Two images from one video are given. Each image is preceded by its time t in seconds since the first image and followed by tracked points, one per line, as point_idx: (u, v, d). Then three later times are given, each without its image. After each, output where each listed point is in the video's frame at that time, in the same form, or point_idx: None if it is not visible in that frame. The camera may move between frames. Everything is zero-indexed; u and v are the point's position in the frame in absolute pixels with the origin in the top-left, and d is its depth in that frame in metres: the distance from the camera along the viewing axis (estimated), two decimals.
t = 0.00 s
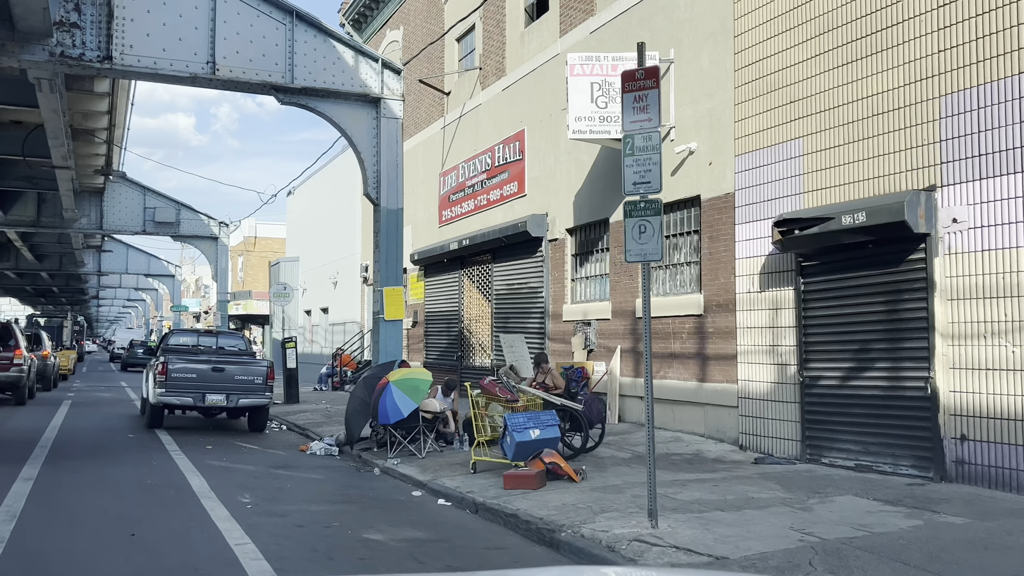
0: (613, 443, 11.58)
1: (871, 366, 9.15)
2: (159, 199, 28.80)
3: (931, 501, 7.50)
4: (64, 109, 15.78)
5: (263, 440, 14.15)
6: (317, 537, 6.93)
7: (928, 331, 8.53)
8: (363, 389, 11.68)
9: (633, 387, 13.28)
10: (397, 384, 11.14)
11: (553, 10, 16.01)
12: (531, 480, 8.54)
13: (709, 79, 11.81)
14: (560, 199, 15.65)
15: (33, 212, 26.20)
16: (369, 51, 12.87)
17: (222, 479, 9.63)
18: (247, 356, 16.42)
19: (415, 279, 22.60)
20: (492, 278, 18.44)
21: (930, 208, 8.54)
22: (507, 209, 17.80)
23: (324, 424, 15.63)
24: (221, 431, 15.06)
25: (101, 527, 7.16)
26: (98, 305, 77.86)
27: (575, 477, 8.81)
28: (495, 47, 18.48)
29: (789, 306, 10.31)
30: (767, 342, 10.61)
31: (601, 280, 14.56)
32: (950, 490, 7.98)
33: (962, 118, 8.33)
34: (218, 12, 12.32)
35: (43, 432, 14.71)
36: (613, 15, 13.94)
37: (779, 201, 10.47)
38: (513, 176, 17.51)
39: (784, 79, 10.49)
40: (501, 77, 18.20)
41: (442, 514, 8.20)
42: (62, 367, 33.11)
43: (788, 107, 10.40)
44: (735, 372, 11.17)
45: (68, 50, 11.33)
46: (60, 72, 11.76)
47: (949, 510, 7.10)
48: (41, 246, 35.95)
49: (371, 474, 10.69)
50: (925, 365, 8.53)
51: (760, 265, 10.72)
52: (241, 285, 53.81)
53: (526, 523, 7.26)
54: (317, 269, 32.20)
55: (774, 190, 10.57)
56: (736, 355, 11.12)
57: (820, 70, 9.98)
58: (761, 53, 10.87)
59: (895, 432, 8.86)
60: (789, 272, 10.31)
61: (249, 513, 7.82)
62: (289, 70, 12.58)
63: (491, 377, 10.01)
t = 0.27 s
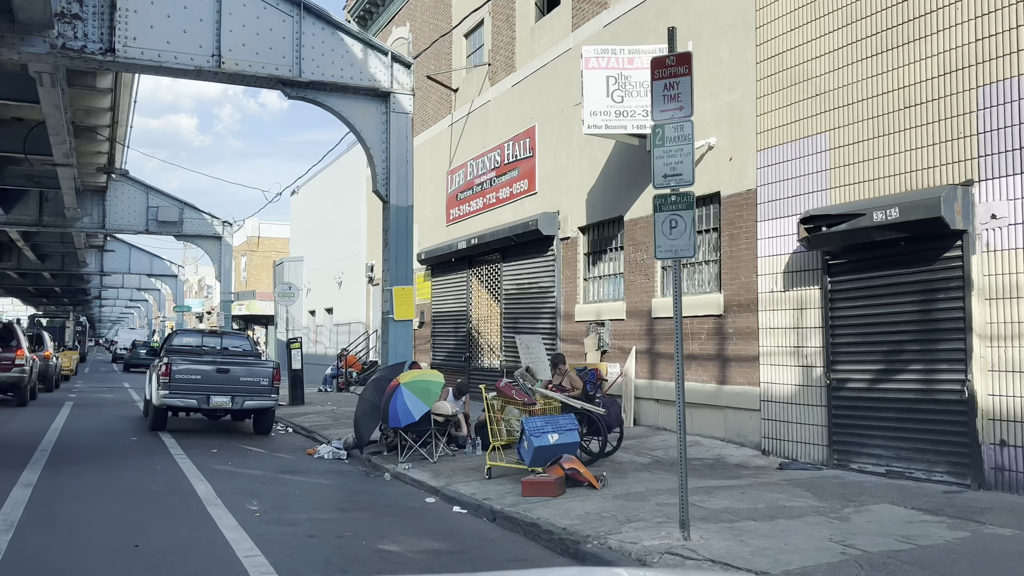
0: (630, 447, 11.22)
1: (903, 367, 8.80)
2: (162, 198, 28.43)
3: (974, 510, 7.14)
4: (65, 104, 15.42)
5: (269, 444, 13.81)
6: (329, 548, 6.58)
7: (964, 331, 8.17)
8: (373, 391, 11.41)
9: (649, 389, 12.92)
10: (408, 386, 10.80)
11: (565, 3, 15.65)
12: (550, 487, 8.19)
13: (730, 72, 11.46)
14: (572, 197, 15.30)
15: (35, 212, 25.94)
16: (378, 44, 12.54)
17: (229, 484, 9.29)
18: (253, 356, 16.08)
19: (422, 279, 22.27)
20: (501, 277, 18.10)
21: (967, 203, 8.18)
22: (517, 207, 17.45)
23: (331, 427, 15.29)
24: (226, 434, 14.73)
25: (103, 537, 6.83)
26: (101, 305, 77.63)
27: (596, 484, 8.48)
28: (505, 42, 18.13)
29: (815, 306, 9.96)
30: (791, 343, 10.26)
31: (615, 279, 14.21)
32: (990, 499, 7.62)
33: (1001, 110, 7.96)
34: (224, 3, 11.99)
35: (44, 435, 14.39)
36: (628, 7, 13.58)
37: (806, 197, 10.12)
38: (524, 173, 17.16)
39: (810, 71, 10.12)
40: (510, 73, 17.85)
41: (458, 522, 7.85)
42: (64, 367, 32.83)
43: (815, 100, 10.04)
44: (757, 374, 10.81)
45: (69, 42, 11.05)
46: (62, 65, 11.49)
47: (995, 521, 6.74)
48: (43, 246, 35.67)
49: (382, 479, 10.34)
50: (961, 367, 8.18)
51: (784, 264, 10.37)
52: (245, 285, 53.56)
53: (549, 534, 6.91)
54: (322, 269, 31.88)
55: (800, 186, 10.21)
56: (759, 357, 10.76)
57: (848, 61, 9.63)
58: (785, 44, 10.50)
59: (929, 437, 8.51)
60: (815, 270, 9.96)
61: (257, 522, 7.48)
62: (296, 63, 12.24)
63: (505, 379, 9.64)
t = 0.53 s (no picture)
0: (647, 451, 10.92)
1: (934, 369, 8.49)
2: (165, 197, 28.10)
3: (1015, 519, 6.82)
4: (66, 100, 15.07)
5: (274, 446, 13.52)
6: (342, 558, 6.29)
7: (999, 332, 7.87)
8: (382, 393, 11.09)
9: (664, 391, 12.61)
10: (418, 387, 10.52)
11: None
12: (568, 493, 7.90)
13: (748, 64, 11.15)
14: (584, 194, 14.99)
15: (36, 211, 25.70)
16: (387, 37, 12.25)
17: (236, 490, 9.00)
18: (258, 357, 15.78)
19: (428, 278, 21.99)
20: (510, 277, 17.79)
21: (1002, 198, 7.88)
22: (526, 205, 17.14)
23: (338, 429, 14.99)
24: (230, 436, 14.43)
25: (105, 547, 6.53)
26: (104, 305, 77.45)
27: (616, 490, 8.19)
28: (514, 37, 17.81)
29: (840, 305, 9.65)
30: (814, 345, 9.95)
31: (628, 278, 13.90)
32: None
33: None
34: None
35: (46, 437, 14.12)
36: None
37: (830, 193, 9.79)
38: (533, 171, 16.85)
39: (835, 63, 9.80)
40: (519, 69, 17.54)
41: (475, 531, 7.54)
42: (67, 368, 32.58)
43: (840, 92, 9.73)
44: (778, 376, 10.50)
45: (70, 34, 10.80)
46: (63, 58, 11.24)
47: None
48: (46, 245, 35.41)
49: (392, 483, 10.04)
50: (996, 369, 7.88)
51: (807, 262, 10.05)
52: (248, 285, 53.31)
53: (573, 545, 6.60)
54: (326, 269, 31.60)
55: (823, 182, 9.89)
56: (779, 358, 10.46)
57: (874, 53, 9.34)
58: (808, 35, 10.18)
59: (961, 442, 8.20)
60: (840, 269, 9.64)
61: (265, 530, 7.18)
62: (303, 55, 11.95)
63: (521, 381, 9.31)
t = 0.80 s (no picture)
0: (662, 454, 10.65)
1: (963, 371, 8.23)
2: (168, 196, 27.86)
3: None
4: (68, 96, 14.83)
5: (279, 449, 13.26)
6: (354, 569, 6.03)
7: None
8: (390, 395, 10.78)
9: (677, 393, 12.34)
10: (428, 389, 10.28)
11: None
12: (585, 499, 7.63)
13: (765, 58, 10.89)
14: (594, 192, 14.73)
15: (38, 209, 25.48)
16: (395, 31, 12.00)
17: (241, 495, 8.74)
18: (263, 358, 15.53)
19: (434, 278, 21.75)
20: (517, 277, 17.54)
21: None
22: (534, 203, 16.87)
23: (344, 431, 14.73)
24: (234, 438, 14.18)
25: (107, 556, 6.27)
26: (106, 305, 77.28)
27: (634, 496, 7.91)
28: (521, 33, 17.56)
29: (862, 305, 9.39)
30: (835, 345, 9.69)
31: (639, 278, 13.63)
32: None
33: None
34: None
35: (47, 440, 13.86)
36: None
37: (851, 190, 9.52)
38: (542, 168, 16.59)
39: (856, 56, 9.54)
40: (527, 65, 17.29)
41: (489, 538, 7.28)
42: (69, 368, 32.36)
43: (861, 86, 9.46)
44: (797, 378, 10.23)
45: (71, 27, 10.54)
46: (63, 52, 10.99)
47: None
48: (48, 245, 35.18)
49: (401, 488, 9.78)
50: None
51: (827, 260, 9.79)
52: (251, 285, 53.11)
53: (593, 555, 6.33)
54: (330, 268, 31.35)
55: (844, 178, 9.63)
56: (798, 359, 10.19)
57: (895, 46, 9.08)
58: (828, 28, 9.92)
59: (992, 446, 7.94)
60: (862, 267, 9.37)
61: (273, 538, 6.92)
62: (309, 50, 11.70)
63: (534, 384, 9.06)
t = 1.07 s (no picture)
0: (675, 457, 10.43)
1: (988, 373, 7.99)
2: (170, 195, 27.64)
3: None
4: (69, 93, 14.62)
5: (283, 451, 13.03)
6: None
7: None
8: (396, 396, 10.64)
9: (689, 394, 12.11)
10: (436, 390, 10.08)
11: None
12: (601, 505, 7.41)
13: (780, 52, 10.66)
14: (603, 191, 14.51)
15: (39, 208, 25.29)
16: (402, 26, 11.78)
17: (246, 499, 8.51)
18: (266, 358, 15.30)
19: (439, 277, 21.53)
20: (524, 277, 17.31)
21: None
22: (541, 201, 16.65)
23: (349, 433, 14.51)
24: (238, 440, 13.95)
25: (108, 564, 6.05)
26: (107, 305, 77.12)
27: (650, 501, 7.68)
28: (528, 29, 17.33)
29: (881, 304, 9.16)
30: (854, 346, 9.45)
31: (649, 277, 13.40)
32: None
33: None
34: None
35: (47, 441, 13.64)
36: None
37: (870, 187, 9.29)
38: (549, 166, 16.36)
39: (874, 50, 9.31)
40: (534, 62, 17.07)
41: (502, 545, 7.06)
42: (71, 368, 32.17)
43: (880, 81, 9.23)
44: (813, 379, 10.00)
45: (72, 20, 10.39)
46: (63, 46, 10.82)
47: None
48: (49, 244, 34.94)
49: (409, 491, 9.55)
50: None
51: (845, 259, 9.56)
52: (253, 285, 52.94)
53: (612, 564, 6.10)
54: (333, 268, 31.14)
55: (862, 175, 9.40)
56: (815, 360, 9.95)
57: (915, 40, 8.84)
58: (845, 21, 9.69)
59: (1018, 451, 7.70)
60: (882, 266, 9.13)
61: (279, 545, 6.70)
62: (314, 44, 11.48)
63: (545, 384, 8.79)
